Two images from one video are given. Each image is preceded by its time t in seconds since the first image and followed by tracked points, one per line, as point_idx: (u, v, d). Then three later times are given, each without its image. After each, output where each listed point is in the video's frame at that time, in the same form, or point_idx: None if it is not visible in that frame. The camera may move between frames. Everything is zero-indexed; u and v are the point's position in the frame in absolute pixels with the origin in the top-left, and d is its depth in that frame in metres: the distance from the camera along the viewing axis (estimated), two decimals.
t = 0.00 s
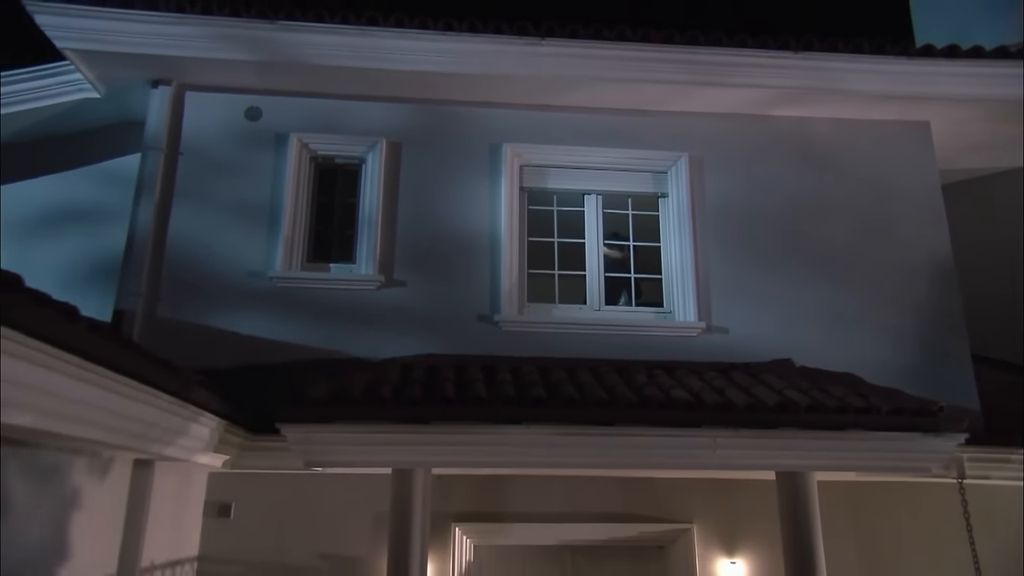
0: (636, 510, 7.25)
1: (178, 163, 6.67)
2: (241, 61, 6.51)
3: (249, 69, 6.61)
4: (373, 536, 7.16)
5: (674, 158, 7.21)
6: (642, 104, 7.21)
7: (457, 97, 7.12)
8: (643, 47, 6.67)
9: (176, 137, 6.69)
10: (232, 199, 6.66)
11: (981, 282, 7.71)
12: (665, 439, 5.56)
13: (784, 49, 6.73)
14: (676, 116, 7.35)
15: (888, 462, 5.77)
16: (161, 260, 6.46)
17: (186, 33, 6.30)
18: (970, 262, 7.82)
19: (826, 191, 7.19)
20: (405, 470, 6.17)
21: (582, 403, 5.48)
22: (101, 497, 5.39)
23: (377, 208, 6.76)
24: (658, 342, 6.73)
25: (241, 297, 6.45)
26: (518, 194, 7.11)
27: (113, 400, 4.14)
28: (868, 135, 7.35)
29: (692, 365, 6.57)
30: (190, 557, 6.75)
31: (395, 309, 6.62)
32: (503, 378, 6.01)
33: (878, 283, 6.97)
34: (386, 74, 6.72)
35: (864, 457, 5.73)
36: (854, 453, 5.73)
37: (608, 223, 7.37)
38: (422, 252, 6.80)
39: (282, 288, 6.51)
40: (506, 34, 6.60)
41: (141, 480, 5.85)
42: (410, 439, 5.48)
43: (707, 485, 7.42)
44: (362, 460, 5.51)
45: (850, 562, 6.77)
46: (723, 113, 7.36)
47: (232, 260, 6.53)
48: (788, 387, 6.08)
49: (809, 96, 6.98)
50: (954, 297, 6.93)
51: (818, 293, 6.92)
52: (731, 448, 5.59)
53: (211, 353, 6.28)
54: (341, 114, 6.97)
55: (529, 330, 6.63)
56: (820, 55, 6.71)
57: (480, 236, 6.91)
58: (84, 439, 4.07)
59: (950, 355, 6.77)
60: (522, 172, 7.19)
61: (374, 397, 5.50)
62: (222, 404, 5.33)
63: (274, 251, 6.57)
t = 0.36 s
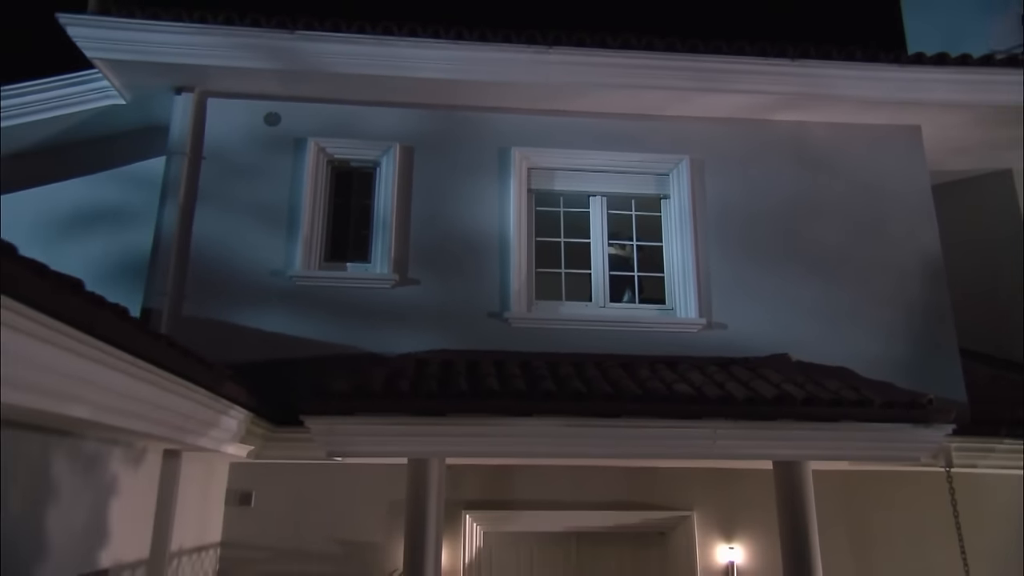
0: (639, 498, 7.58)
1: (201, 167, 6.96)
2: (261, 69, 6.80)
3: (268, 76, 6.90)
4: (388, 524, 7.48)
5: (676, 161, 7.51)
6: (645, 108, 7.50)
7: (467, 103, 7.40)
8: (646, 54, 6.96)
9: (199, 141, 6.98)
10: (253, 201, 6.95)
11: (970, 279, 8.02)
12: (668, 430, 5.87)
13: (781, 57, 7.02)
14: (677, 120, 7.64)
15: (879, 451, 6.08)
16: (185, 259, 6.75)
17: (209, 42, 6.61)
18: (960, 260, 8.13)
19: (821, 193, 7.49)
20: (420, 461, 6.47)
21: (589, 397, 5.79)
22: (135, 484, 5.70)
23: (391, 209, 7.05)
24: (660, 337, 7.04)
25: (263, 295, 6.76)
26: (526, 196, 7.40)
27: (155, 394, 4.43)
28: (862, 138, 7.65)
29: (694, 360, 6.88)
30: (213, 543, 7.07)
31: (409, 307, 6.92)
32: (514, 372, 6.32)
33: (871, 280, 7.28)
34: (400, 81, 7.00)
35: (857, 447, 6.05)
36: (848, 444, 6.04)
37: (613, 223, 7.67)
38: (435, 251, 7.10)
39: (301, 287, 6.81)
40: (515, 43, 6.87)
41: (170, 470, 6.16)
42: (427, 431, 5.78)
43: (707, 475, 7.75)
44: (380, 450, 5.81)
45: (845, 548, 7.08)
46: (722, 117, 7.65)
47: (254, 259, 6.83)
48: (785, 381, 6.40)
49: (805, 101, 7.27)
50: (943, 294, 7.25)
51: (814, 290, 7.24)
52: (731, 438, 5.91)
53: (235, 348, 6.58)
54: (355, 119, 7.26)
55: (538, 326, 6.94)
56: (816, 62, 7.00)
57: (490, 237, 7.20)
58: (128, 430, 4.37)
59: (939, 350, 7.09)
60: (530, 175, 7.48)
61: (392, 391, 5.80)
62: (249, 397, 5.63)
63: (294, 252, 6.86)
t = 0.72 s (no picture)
0: (637, 484, 7.94)
1: (218, 168, 7.25)
2: (276, 73, 7.09)
3: (282, 80, 7.18)
4: (397, 510, 7.80)
5: (673, 161, 7.83)
6: (643, 111, 7.80)
7: (472, 106, 7.69)
8: (645, 60, 7.25)
9: (215, 143, 7.26)
10: (267, 200, 7.25)
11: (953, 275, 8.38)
12: (666, 419, 6.20)
13: (774, 62, 7.33)
14: (674, 122, 7.95)
15: (865, 439, 6.43)
16: (204, 256, 7.04)
17: (227, 48, 6.90)
18: (944, 257, 8.49)
19: (812, 192, 7.82)
20: (430, 449, 6.79)
21: (592, 388, 6.12)
22: (161, 471, 6.02)
23: (400, 208, 7.36)
24: (658, 331, 7.38)
25: (278, 291, 7.06)
26: (530, 195, 7.71)
27: (188, 387, 4.74)
28: (851, 140, 7.98)
29: (690, 352, 7.23)
30: (231, 527, 7.40)
31: (418, 302, 7.23)
32: (519, 364, 6.65)
33: (859, 276, 7.63)
34: (409, 85, 7.29)
35: (845, 435, 6.39)
36: (835, 432, 6.39)
37: (612, 222, 7.99)
38: (442, 249, 7.40)
39: (315, 282, 7.12)
40: (519, 48, 7.15)
41: (192, 457, 6.48)
42: (437, 420, 6.10)
43: (701, 461, 8.11)
44: (393, 438, 6.12)
45: (832, 531, 7.44)
46: (717, 120, 7.96)
47: (269, 256, 7.12)
48: (777, 372, 6.76)
49: (797, 104, 7.58)
50: (927, 289, 7.61)
51: (804, 286, 7.58)
52: (725, 427, 6.25)
53: (253, 342, 6.89)
54: (365, 121, 7.55)
55: (541, 320, 7.27)
56: (807, 67, 7.32)
57: (495, 235, 7.51)
58: (162, 420, 4.67)
59: (923, 343, 7.45)
60: (533, 175, 7.78)
61: (405, 382, 6.11)
62: (269, 388, 5.93)
63: (308, 249, 7.16)
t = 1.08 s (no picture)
0: (635, 471, 8.31)
1: (234, 168, 7.55)
2: (289, 77, 7.38)
3: (295, 83, 7.48)
4: (405, 496, 8.13)
5: (670, 162, 8.14)
6: (641, 114, 8.11)
7: (477, 108, 7.99)
8: (643, 65, 7.54)
9: (231, 144, 7.56)
10: (281, 200, 7.55)
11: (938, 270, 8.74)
12: (664, 410, 6.54)
13: (767, 67, 7.63)
14: (672, 124, 8.25)
15: (852, 428, 6.78)
16: (220, 253, 7.35)
17: (242, 54, 7.20)
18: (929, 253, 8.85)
19: (803, 192, 8.16)
20: (438, 437, 7.12)
21: (593, 380, 6.44)
22: (185, 458, 6.35)
23: (409, 208, 7.68)
24: (655, 325, 7.72)
25: (293, 287, 7.37)
26: (533, 195, 8.02)
27: (215, 378, 5.05)
28: (841, 141, 8.31)
29: (686, 345, 7.57)
30: (247, 513, 7.73)
31: (427, 297, 7.54)
32: (524, 357, 6.98)
33: (848, 272, 7.98)
34: (417, 89, 7.60)
35: (833, 424, 6.74)
36: (824, 421, 6.73)
37: (611, 220, 8.31)
38: (449, 246, 7.71)
39: (328, 279, 7.43)
40: (523, 53, 7.44)
41: (212, 446, 6.81)
42: (447, 410, 6.42)
43: (696, 449, 8.48)
44: (404, 428, 6.43)
45: (822, 515, 7.81)
46: (713, 122, 8.27)
47: (284, 254, 7.43)
48: (769, 364, 7.11)
49: (789, 107, 7.90)
50: (913, 285, 7.96)
51: (796, 281, 7.93)
52: (720, 416, 6.60)
53: (269, 335, 7.21)
54: (374, 123, 7.84)
55: (544, 314, 7.60)
56: (798, 72, 7.63)
57: (500, 233, 7.82)
58: (192, 409, 4.99)
59: (908, 336, 7.81)
60: (536, 175, 8.09)
61: (416, 374, 6.42)
62: (287, 380, 6.25)
63: (320, 246, 7.47)
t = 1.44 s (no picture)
0: (632, 459, 8.68)
1: (248, 169, 7.86)
2: (301, 81, 7.67)
3: (306, 87, 7.77)
4: (413, 483, 8.48)
5: (667, 163, 8.46)
6: (639, 116, 8.42)
7: (481, 110, 8.29)
8: (641, 70, 7.85)
9: (245, 146, 7.87)
10: (294, 199, 7.86)
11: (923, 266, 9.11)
12: (661, 400, 6.88)
13: (760, 72, 7.95)
14: (668, 126, 8.57)
15: (840, 416, 7.13)
16: (236, 250, 7.65)
17: (256, 59, 7.49)
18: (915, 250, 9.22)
19: (794, 191, 8.50)
20: (446, 425, 7.46)
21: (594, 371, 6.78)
22: (206, 446, 6.68)
23: (416, 206, 7.99)
24: (653, 319, 8.07)
25: (305, 282, 7.68)
26: (535, 194, 8.33)
27: (239, 370, 5.37)
28: (831, 142, 8.64)
29: (682, 338, 7.93)
30: (262, 499, 8.07)
31: (434, 292, 7.87)
32: (527, 349, 7.32)
33: (838, 268, 8.33)
34: (423, 93, 7.90)
35: (822, 413, 7.09)
36: (813, 410, 7.09)
37: (610, 218, 8.64)
38: (455, 243, 8.03)
39: (339, 275, 7.74)
40: (526, 58, 7.72)
41: (231, 434, 7.13)
42: (455, 401, 6.73)
43: (691, 438, 8.85)
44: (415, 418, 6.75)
45: (811, 500, 8.19)
46: (708, 124, 8.59)
47: (297, 251, 7.74)
48: (761, 357, 7.47)
49: (781, 110, 8.22)
50: (898, 281, 8.33)
51: (787, 277, 8.28)
52: (714, 406, 6.95)
53: (283, 329, 7.54)
54: (383, 125, 8.15)
55: (546, 309, 7.94)
56: (790, 77, 7.94)
57: (504, 230, 8.13)
58: (216, 399, 5.32)
59: (894, 329, 8.18)
60: (538, 175, 8.40)
61: (425, 366, 6.74)
62: (302, 372, 6.57)
63: (332, 244, 7.78)
